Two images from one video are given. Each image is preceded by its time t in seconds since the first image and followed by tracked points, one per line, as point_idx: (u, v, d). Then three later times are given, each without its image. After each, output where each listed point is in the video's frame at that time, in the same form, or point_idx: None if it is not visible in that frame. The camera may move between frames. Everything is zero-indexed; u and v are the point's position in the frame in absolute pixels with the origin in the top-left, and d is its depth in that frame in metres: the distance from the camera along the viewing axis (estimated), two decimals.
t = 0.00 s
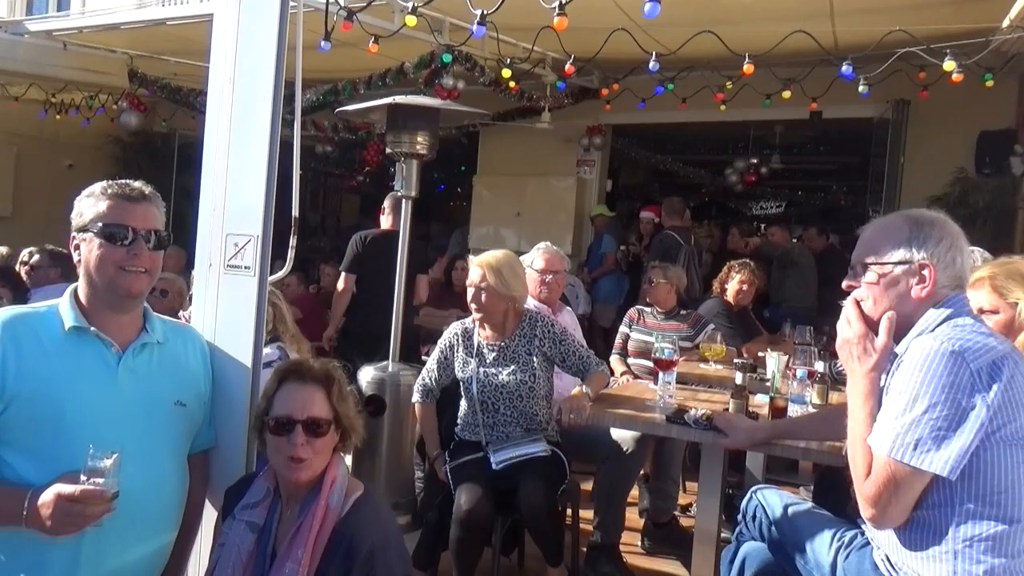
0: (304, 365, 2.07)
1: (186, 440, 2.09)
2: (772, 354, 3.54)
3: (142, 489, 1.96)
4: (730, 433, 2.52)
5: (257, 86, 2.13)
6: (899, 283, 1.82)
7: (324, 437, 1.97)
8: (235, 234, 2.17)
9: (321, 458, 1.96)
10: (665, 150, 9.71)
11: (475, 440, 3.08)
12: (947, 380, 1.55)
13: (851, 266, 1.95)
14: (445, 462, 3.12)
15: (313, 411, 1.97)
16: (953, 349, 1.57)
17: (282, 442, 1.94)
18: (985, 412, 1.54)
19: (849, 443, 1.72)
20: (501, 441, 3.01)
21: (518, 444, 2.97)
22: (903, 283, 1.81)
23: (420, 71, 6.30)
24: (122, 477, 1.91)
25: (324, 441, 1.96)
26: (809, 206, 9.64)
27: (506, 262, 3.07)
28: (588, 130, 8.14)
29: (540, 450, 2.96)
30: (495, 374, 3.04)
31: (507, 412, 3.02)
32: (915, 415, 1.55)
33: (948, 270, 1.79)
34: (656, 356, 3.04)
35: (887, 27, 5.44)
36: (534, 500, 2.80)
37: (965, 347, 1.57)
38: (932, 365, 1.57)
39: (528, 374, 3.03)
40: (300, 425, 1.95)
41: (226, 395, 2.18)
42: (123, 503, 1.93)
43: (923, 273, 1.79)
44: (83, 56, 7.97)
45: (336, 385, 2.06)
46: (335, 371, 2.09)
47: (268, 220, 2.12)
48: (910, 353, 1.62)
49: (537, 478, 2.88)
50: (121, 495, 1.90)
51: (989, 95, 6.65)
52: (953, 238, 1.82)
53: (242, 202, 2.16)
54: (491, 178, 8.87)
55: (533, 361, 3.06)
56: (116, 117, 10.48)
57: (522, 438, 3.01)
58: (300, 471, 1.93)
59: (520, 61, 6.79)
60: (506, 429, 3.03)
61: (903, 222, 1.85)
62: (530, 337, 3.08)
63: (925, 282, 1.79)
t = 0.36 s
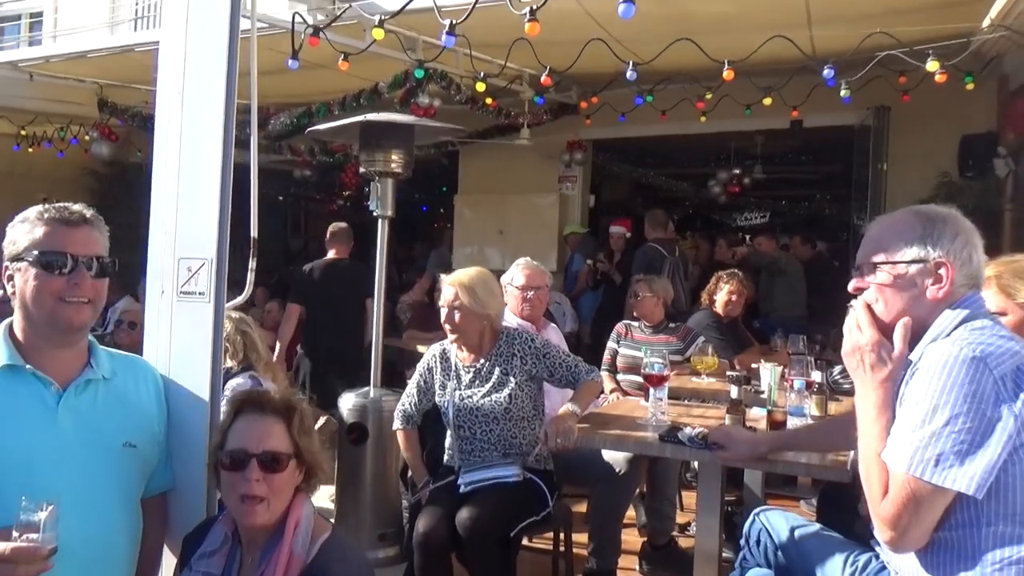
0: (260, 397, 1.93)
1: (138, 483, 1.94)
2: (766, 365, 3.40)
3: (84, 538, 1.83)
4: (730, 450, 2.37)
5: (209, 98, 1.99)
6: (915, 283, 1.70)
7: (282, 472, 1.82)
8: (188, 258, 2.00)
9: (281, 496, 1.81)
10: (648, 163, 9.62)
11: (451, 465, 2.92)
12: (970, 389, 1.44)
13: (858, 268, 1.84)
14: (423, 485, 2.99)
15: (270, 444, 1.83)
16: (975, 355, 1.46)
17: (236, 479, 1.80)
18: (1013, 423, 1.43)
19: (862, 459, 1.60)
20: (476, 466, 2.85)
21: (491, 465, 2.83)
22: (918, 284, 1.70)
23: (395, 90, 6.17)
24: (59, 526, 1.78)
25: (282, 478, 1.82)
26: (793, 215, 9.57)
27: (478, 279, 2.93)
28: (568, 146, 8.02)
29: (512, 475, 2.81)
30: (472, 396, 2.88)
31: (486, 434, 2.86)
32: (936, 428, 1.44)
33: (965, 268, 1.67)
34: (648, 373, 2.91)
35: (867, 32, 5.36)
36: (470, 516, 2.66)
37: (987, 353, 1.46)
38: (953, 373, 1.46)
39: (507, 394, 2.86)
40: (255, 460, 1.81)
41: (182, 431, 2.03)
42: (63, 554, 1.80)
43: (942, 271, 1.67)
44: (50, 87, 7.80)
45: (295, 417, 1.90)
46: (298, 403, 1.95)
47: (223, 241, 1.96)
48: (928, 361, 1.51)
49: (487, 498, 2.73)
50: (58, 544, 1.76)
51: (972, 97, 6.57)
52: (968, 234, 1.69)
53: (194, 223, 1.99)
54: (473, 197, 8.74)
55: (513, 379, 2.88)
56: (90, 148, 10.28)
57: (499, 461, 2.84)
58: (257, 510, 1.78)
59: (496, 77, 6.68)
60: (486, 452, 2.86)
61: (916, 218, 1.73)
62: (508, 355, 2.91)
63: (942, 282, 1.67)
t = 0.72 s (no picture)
0: (233, 387, 1.82)
1: (111, 483, 1.85)
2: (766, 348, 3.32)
3: (55, 541, 1.74)
4: (729, 435, 2.28)
5: (175, 75, 1.86)
6: (934, 258, 1.65)
7: (253, 469, 1.72)
8: (158, 247, 1.89)
9: (255, 495, 1.72)
10: (643, 145, 9.50)
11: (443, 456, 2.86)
12: (991, 371, 1.37)
13: (866, 243, 1.77)
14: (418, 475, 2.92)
15: (240, 439, 1.73)
16: (996, 335, 1.39)
17: (204, 475, 1.71)
18: None
19: (874, 446, 1.52)
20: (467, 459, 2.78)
21: (485, 463, 2.74)
22: (936, 255, 1.65)
23: (383, 74, 6.05)
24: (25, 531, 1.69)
25: (256, 475, 1.72)
26: (790, 194, 9.46)
27: (462, 265, 2.84)
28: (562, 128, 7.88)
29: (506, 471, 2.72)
30: (461, 387, 2.78)
31: (479, 426, 2.77)
32: (955, 413, 1.36)
33: (982, 239, 1.64)
34: (644, 359, 2.83)
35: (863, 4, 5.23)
36: (460, 521, 2.56)
37: (1009, 332, 1.38)
38: (973, 354, 1.38)
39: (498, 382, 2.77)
40: (223, 455, 1.72)
41: (159, 428, 1.94)
42: (33, 559, 1.71)
43: (959, 244, 1.63)
44: (33, 78, 7.67)
45: (268, 409, 1.80)
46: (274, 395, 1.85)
47: (194, 228, 1.85)
48: (945, 344, 1.44)
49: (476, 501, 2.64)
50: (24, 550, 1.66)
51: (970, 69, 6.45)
52: (981, 205, 1.66)
53: (163, 208, 1.88)
54: (466, 181, 8.63)
55: (502, 366, 2.78)
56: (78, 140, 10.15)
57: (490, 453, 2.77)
58: (230, 508, 1.69)
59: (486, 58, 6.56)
60: (481, 443, 2.78)
61: (930, 189, 1.68)
62: (495, 341, 2.79)
63: (961, 255, 1.63)
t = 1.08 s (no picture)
0: (250, 386, 1.81)
1: (132, 485, 1.83)
2: (790, 344, 3.26)
3: (76, 543, 1.73)
4: (753, 433, 2.25)
5: (190, 75, 1.84)
6: (967, 251, 1.60)
7: (268, 469, 1.70)
8: (176, 247, 1.88)
9: (273, 496, 1.70)
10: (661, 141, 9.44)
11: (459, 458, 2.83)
12: None
13: (896, 237, 1.73)
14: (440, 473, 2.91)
15: (255, 438, 1.71)
16: None
17: (220, 475, 1.69)
18: None
19: (909, 445, 1.48)
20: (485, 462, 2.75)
21: (500, 463, 2.68)
22: (970, 246, 1.60)
23: (399, 73, 6.05)
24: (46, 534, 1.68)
25: (272, 474, 1.71)
26: (812, 188, 9.36)
27: (465, 272, 2.74)
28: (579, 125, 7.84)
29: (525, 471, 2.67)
30: (478, 394, 2.73)
31: (497, 432, 2.75)
32: (995, 411, 1.33)
33: (1017, 230, 1.59)
34: (666, 355, 2.79)
35: None
36: (477, 524, 2.55)
37: None
38: (1014, 349, 1.35)
39: (516, 388, 2.72)
40: (238, 455, 1.70)
41: (179, 428, 1.92)
42: (55, 560, 1.71)
43: (993, 235, 1.59)
44: (54, 83, 7.74)
45: (283, 407, 1.77)
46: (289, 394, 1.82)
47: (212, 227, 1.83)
48: (982, 341, 1.41)
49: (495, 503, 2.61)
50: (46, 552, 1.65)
51: (995, 59, 6.34)
52: (1017, 194, 1.62)
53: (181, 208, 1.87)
54: (484, 180, 8.62)
55: (521, 372, 2.73)
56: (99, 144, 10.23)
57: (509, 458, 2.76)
58: (248, 507, 1.68)
59: (502, 55, 6.54)
60: (500, 448, 2.75)
61: (962, 178, 1.64)
62: (512, 346, 2.74)
63: (996, 247, 1.58)
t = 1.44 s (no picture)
0: (310, 380, 1.84)
1: (197, 478, 1.87)
2: (851, 340, 3.19)
3: (147, 533, 1.77)
4: (817, 430, 2.20)
5: (251, 76, 1.88)
6: None
7: (325, 462, 1.72)
8: (239, 245, 1.92)
9: (332, 488, 1.73)
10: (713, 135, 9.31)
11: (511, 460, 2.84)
12: None
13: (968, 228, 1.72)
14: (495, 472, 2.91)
15: (312, 430, 1.74)
16: None
17: (279, 465, 1.73)
18: None
19: (986, 445, 1.45)
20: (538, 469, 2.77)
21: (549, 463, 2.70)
22: None
23: (450, 72, 6.07)
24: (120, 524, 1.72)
25: (330, 466, 1.73)
26: (869, 181, 9.15)
27: (507, 289, 2.59)
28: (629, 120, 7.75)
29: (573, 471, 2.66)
30: (527, 412, 2.69)
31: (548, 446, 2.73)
32: None
33: None
34: (723, 352, 2.76)
35: None
36: (530, 523, 2.52)
37: None
38: None
39: (565, 404, 2.68)
40: (296, 446, 1.73)
41: (243, 422, 1.96)
42: (127, 549, 1.75)
43: None
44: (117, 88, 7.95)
45: (339, 400, 1.79)
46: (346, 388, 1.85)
47: (272, 226, 1.86)
48: None
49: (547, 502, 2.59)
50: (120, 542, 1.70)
51: None
52: None
53: (242, 207, 1.90)
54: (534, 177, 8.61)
55: (570, 387, 2.68)
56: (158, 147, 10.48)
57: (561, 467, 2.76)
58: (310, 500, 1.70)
59: (552, 52, 6.52)
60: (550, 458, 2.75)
61: None
62: (560, 361, 2.67)
63: None
